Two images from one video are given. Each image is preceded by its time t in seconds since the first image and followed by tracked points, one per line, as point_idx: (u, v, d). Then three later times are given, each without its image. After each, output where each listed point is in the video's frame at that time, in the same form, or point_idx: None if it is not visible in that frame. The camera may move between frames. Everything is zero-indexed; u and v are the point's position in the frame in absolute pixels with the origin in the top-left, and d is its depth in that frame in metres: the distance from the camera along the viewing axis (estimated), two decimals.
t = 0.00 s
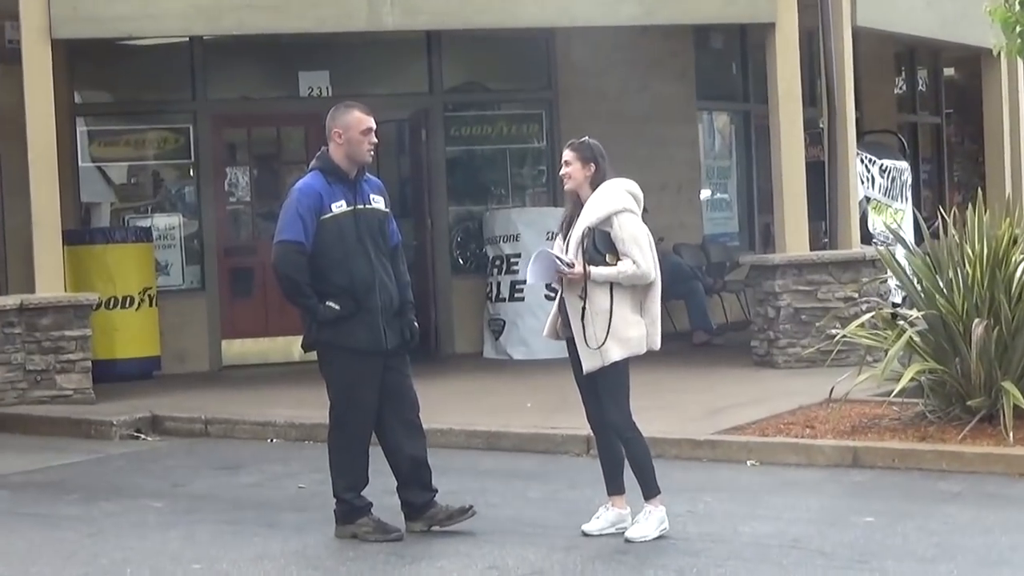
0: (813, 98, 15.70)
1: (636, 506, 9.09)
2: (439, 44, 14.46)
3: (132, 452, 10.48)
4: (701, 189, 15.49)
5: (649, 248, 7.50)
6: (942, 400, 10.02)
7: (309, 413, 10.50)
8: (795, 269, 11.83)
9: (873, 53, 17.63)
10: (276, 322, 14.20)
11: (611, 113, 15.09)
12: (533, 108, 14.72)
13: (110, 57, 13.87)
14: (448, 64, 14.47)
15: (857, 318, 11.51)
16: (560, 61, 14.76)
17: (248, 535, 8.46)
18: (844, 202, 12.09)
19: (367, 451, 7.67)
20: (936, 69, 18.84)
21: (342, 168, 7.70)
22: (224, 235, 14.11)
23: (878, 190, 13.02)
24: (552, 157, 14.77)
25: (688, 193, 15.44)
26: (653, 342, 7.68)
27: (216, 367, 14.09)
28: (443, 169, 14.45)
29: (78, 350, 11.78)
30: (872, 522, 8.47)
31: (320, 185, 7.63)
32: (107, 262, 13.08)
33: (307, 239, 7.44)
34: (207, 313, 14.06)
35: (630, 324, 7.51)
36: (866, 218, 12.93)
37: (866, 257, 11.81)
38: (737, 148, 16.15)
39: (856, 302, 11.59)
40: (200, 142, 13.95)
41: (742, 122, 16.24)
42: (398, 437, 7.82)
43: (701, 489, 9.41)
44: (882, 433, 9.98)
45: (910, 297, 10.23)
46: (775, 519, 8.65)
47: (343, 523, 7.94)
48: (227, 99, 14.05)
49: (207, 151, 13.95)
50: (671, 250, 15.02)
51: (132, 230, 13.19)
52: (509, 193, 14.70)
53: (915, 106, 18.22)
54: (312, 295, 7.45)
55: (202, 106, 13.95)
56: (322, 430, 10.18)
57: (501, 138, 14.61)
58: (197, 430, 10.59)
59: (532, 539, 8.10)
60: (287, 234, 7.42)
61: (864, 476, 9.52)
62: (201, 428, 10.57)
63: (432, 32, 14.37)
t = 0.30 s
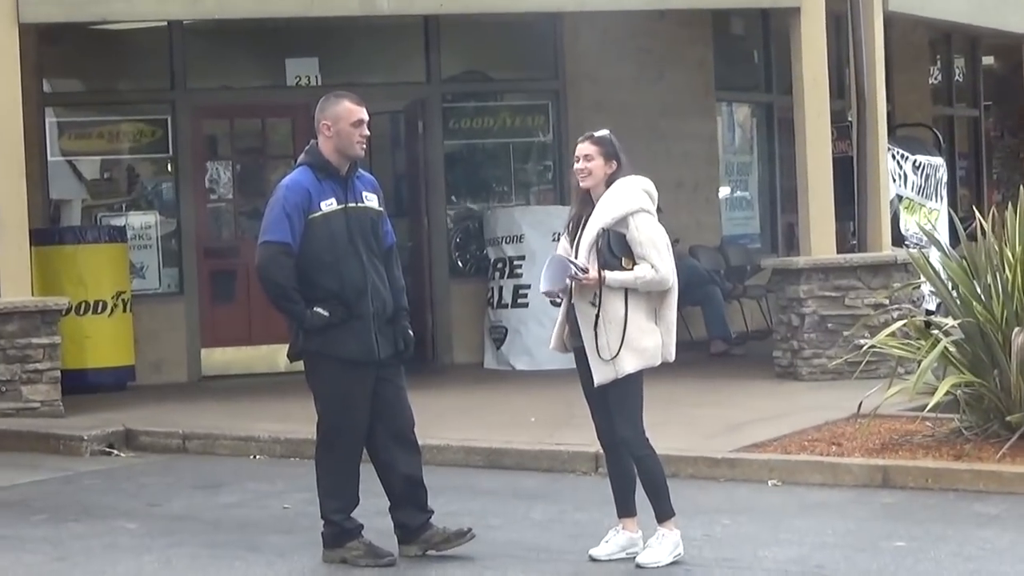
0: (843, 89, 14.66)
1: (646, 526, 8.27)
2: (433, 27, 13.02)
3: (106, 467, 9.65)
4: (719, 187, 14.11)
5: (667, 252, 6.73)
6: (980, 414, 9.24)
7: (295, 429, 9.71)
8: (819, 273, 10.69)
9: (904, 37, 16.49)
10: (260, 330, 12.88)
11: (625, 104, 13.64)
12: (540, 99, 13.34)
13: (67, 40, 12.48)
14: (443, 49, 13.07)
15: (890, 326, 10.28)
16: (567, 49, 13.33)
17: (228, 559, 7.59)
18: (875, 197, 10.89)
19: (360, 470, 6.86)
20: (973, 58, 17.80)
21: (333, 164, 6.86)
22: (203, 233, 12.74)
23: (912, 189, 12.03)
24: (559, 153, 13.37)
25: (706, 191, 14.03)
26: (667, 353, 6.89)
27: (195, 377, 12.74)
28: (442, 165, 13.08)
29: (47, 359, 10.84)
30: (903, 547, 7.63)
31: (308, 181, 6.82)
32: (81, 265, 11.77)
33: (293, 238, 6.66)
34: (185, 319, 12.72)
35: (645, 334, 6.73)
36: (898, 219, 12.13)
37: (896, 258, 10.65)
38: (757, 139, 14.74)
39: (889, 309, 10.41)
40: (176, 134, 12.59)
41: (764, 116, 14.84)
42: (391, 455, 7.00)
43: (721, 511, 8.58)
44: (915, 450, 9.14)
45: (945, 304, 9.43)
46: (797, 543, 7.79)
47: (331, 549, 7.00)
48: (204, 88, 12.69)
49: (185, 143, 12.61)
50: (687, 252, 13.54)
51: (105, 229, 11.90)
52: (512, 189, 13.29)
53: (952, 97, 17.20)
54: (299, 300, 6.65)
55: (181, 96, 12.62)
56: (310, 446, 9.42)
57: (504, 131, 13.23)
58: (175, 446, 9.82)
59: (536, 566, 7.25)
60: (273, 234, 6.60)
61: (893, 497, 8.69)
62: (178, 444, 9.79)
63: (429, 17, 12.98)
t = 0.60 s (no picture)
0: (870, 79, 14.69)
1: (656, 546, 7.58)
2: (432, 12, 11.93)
3: (76, 484, 8.97)
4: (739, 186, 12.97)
5: (683, 253, 6.06)
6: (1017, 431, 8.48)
7: (279, 443, 9.03)
8: (844, 278, 9.98)
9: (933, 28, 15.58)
10: (241, 336, 11.87)
11: (637, 96, 12.42)
12: (545, 89, 12.18)
13: (26, 21, 11.33)
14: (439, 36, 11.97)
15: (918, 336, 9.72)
16: (574, 33, 12.12)
17: None
18: (903, 203, 10.22)
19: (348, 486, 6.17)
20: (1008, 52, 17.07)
21: (321, 159, 6.17)
22: (181, 233, 11.74)
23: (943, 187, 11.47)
24: (564, 148, 12.21)
25: (723, 190, 12.77)
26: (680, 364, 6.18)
27: (173, 389, 11.72)
28: (437, 163, 11.95)
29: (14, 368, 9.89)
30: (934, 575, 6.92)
31: (295, 178, 6.12)
32: (49, 266, 10.95)
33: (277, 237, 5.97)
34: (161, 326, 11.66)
35: (659, 342, 6.04)
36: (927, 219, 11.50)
37: (927, 262, 10.02)
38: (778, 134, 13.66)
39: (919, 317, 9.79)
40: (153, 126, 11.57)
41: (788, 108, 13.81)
42: (382, 473, 6.30)
43: (741, 534, 7.85)
44: (946, 469, 8.43)
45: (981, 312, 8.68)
46: (821, 569, 7.09)
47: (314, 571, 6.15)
48: (181, 78, 11.66)
49: (163, 135, 11.59)
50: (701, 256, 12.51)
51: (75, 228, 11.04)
52: (513, 187, 12.16)
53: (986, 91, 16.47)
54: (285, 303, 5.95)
55: (158, 86, 11.57)
56: (295, 463, 8.75)
57: (505, 125, 12.09)
58: (150, 462, 9.12)
59: None
60: (255, 235, 5.93)
61: (924, 519, 7.99)
62: (154, 459, 9.10)
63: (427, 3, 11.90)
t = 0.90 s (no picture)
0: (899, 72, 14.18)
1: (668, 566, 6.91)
2: None
3: (40, 503, 8.33)
4: (756, 182, 12.38)
5: (701, 257, 5.46)
6: None
7: (260, 461, 8.39)
8: (869, 283, 9.38)
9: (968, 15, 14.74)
10: (219, 345, 11.18)
11: (647, 86, 11.72)
12: (547, 79, 11.49)
13: (8, 18, 10.77)
14: (434, 21, 11.32)
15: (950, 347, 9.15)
16: (578, 21, 11.47)
17: None
18: (933, 196, 9.56)
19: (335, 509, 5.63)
20: None
21: (307, 154, 5.60)
22: (155, 233, 11.06)
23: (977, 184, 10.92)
24: (567, 143, 11.48)
25: (739, 188, 12.13)
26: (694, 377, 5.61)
27: (145, 403, 11.04)
28: (432, 157, 11.32)
29: None
30: None
31: (276, 173, 5.54)
32: (12, 268, 10.34)
33: (257, 238, 5.40)
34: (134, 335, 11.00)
35: (677, 353, 5.45)
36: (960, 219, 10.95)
37: (959, 267, 9.39)
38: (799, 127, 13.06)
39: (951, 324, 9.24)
40: (126, 117, 10.91)
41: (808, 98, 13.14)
42: (370, 491, 5.73)
43: (762, 559, 7.10)
44: (979, 489, 7.72)
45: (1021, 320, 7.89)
46: None
47: None
48: (154, 65, 11.00)
49: (134, 127, 10.93)
50: (715, 259, 11.82)
51: (40, 227, 10.41)
52: (512, 184, 11.47)
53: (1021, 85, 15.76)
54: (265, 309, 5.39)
55: (130, 75, 10.91)
56: (276, 482, 8.10)
57: (504, 118, 11.42)
58: (121, 481, 8.48)
59: None
60: (234, 235, 5.37)
61: (954, 543, 7.27)
62: (125, 478, 8.46)
63: None
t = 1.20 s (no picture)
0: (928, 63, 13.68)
1: None
2: None
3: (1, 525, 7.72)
4: (773, 180, 11.81)
5: (712, 261, 4.99)
6: None
7: (237, 480, 7.77)
8: (896, 289, 8.78)
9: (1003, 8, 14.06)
10: (193, 356, 10.54)
11: (656, 75, 11.11)
12: (547, 67, 10.89)
13: None
14: (428, 7, 10.73)
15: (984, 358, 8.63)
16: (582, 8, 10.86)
17: None
18: (966, 195, 9.00)
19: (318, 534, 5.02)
20: None
21: (288, 149, 4.99)
22: (124, 234, 10.44)
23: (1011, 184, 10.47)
24: (569, 138, 10.89)
25: (755, 185, 11.51)
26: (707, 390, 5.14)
27: (112, 416, 10.45)
28: (424, 149, 10.71)
29: None
30: None
31: (255, 169, 4.94)
32: None
33: (235, 241, 4.80)
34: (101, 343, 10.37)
35: (685, 366, 5.01)
36: (995, 220, 10.58)
37: (993, 272, 8.78)
38: (818, 122, 12.46)
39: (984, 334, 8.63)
40: (95, 108, 10.32)
41: (829, 91, 12.51)
42: (355, 511, 5.11)
43: None
44: (1015, 513, 7.04)
45: None
46: None
47: None
48: (125, 52, 10.39)
49: (102, 119, 10.33)
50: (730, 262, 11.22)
51: None
52: (511, 180, 10.88)
53: None
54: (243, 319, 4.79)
55: (96, 62, 10.32)
56: (254, 503, 7.47)
57: (501, 110, 10.81)
58: (88, 501, 7.86)
59: None
60: (209, 236, 4.77)
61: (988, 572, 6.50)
62: (91, 498, 7.85)
63: None
